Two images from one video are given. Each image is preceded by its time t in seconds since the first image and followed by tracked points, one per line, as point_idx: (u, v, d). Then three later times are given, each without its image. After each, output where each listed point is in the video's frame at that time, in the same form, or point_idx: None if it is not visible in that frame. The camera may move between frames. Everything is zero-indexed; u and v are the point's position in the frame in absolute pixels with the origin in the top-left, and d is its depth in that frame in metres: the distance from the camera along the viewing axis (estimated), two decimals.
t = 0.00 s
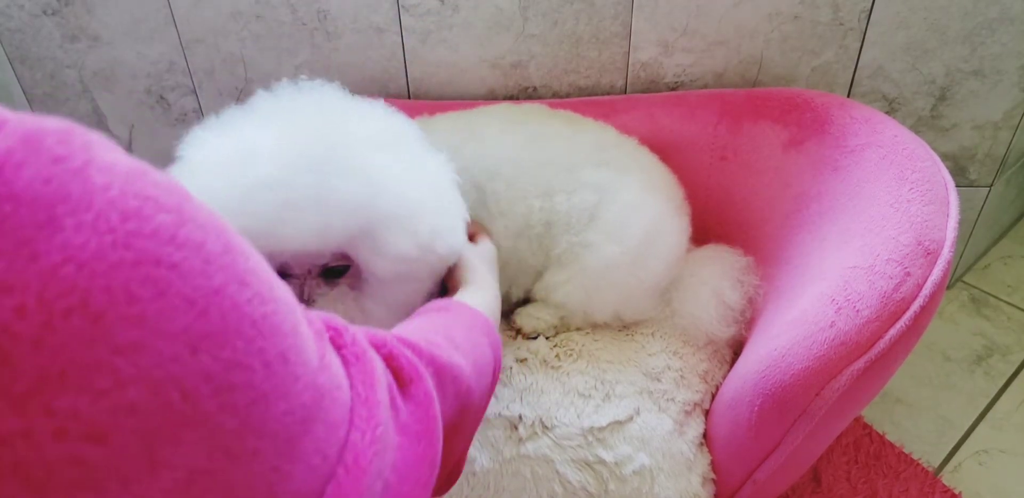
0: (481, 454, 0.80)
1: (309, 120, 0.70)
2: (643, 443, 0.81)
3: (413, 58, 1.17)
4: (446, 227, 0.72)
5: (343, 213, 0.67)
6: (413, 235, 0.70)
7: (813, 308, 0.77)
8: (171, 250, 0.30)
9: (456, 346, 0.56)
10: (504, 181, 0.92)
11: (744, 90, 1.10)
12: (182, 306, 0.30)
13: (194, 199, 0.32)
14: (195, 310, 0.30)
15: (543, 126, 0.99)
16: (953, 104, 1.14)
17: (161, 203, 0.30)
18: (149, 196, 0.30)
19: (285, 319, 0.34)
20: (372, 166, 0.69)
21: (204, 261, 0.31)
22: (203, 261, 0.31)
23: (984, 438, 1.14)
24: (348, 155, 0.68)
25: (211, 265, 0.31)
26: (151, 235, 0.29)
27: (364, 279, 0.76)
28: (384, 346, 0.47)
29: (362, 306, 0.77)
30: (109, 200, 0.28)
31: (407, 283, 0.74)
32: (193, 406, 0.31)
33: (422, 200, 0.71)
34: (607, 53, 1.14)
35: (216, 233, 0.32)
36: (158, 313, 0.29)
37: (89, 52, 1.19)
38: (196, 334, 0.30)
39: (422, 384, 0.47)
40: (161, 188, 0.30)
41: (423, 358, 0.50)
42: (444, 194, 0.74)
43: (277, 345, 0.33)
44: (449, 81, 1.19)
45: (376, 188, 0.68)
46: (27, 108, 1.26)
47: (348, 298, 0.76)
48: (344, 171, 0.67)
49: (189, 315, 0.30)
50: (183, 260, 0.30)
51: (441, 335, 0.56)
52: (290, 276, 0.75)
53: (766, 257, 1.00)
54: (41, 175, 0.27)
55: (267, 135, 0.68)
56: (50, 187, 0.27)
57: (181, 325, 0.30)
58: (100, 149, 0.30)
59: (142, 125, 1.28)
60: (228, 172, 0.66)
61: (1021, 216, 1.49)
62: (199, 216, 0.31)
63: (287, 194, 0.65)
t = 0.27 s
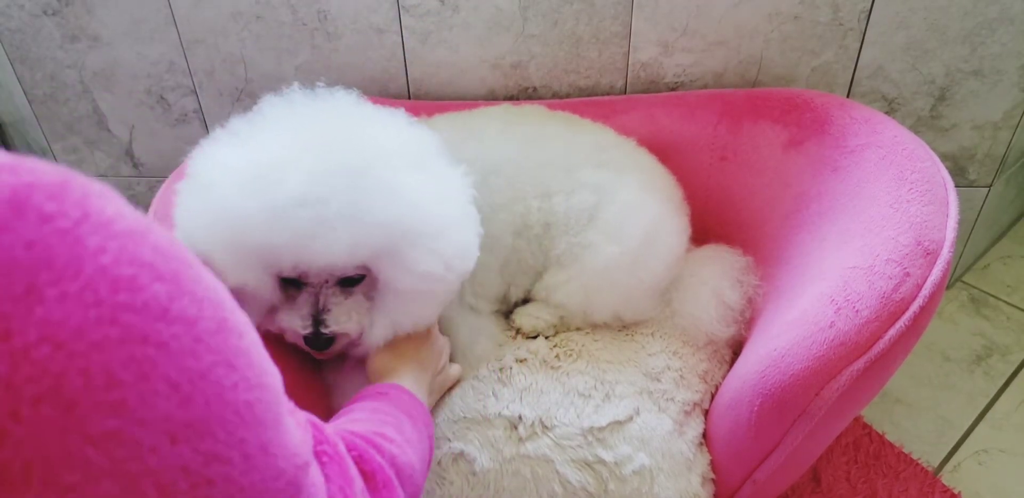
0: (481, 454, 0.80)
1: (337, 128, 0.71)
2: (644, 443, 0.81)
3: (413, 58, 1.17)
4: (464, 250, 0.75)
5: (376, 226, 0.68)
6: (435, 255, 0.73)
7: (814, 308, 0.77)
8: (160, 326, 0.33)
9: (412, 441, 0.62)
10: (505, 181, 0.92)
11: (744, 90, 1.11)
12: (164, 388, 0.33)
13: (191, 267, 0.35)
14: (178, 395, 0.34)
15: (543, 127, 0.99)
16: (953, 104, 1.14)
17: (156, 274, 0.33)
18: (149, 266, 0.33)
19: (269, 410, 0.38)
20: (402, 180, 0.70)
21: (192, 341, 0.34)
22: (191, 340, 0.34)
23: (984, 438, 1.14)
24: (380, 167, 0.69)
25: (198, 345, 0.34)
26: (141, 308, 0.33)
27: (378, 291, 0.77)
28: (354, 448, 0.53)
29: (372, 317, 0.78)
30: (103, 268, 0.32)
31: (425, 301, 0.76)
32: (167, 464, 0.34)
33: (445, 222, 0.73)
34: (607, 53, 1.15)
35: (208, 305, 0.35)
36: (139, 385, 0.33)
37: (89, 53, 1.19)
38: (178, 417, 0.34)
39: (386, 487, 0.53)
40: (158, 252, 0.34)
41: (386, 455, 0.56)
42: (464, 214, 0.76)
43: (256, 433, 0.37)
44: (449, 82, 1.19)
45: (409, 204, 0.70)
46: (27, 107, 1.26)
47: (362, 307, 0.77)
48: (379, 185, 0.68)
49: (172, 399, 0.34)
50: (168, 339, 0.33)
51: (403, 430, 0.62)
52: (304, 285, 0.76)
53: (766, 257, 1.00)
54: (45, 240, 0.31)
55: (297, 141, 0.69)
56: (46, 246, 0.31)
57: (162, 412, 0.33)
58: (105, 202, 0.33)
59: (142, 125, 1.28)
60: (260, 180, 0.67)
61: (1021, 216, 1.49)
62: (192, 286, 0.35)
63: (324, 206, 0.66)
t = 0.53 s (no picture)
0: (481, 454, 0.80)
1: (344, 127, 0.71)
2: (643, 443, 0.81)
3: (413, 58, 1.17)
4: (472, 249, 0.75)
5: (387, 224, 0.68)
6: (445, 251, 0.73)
7: (814, 308, 0.77)
8: (152, 350, 0.34)
9: (403, 457, 0.60)
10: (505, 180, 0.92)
11: (744, 90, 1.11)
12: (154, 414, 0.34)
13: (183, 290, 0.36)
14: (169, 419, 0.34)
15: (543, 127, 0.99)
16: (953, 104, 1.14)
17: (148, 297, 0.34)
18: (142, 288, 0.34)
19: (260, 435, 0.39)
20: (412, 178, 0.70)
21: (184, 366, 0.35)
22: (183, 366, 0.35)
23: (984, 438, 1.14)
24: (389, 165, 0.69)
25: (189, 370, 0.35)
26: (133, 332, 0.33)
27: (388, 288, 0.77)
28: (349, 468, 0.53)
29: (380, 315, 0.77)
30: (96, 292, 0.32)
31: (433, 299, 0.76)
32: (156, 486, 0.34)
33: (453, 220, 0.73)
34: (607, 53, 1.15)
35: (200, 329, 0.36)
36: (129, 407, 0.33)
37: (89, 53, 1.19)
38: (168, 443, 0.34)
39: None
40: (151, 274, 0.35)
41: (378, 473, 0.55)
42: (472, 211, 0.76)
43: (247, 458, 0.37)
44: (449, 81, 1.19)
45: (419, 202, 0.70)
46: (27, 107, 1.26)
47: (370, 306, 0.77)
48: (390, 183, 0.68)
49: (162, 425, 0.34)
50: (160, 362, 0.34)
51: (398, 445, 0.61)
52: (314, 281, 0.76)
53: (766, 257, 1.00)
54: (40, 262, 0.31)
55: (306, 138, 0.69)
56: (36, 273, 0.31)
57: (153, 439, 0.34)
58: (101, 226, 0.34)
59: (142, 125, 1.28)
60: (269, 179, 0.66)
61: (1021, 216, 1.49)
62: (184, 310, 0.36)
63: (335, 204, 0.66)
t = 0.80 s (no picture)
0: (480, 454, 0.80)
1: (353, 120, 0.72)
2: (643, 442, 0.81)
3: (413, 58, 1.17)
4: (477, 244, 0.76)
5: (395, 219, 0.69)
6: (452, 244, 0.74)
7: (813, 308, 0.77)
8: (118, 361, 0.33)
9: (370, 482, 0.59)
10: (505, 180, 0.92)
11: (744, 91, 1.11)
12: (120, 432, 0.33)
13: (158, 301, 0.36)
14: (134, 440, 0.34)
15: (543, 127, 0.99)
16: (953, 104, 1.14)
17: (117, 304, 0.33)
18: (109, 294, 0.33)
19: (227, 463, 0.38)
20: (421, 174, 0.71)
21: (152, 381, 0.34)
22: (152, 381, 0.34)
23: (984, 438, 1.14)
24: (398, 162, 0.70)
25: (159, 386, 0.35)
26: (98, 342, 0.32)
27: (389, 281, 0.78)
28: None
29: (384, 309, 0.78)
30: (59, 292, 0.32)
31: (437, 292, 0.77)
32: None
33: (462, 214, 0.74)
34: (607, 53, 1.15)
35: (172, 343, 0.36)
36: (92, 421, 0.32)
37: (89, 53, 1.19)
38: (133, 464, 0.33)
39: None
40: (126, 285, 0.34)
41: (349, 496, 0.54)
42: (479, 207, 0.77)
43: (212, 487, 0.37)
44: (449, 81, 1.19)
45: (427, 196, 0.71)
46: (27, 107, 1.27)
47: (370, 299, 0.78)
48: (400, 179, 0.69)
49: (127, 445, 0.33)
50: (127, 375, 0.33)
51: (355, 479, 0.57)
52: (314, 274, 0.77)
53: (766, 257, 1.00)
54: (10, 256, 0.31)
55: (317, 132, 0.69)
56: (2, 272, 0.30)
57: (117, 460, 0.33)
58: (80, 227, 0.34)
59: (142, 125, 1.28)
60: (279, 168, 0.67)
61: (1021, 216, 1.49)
62: (157, 321, 0.35)
63: (343, 198, 0.67)
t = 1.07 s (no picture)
0: (481, 454, 0.80)
1: (343, 96, 0.72)
2: (643, 443, 0.82)
3: (413, 58, 1.17)
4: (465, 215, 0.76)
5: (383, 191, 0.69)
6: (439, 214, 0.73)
7: (813, 308, 0.77)
8: (107, 354, 0.33)
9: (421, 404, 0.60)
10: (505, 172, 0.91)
11: (744, 90, 1.11)
12: (118, 426, 0.34)
13: (147, 282, 0.35)
14: (135, 432, 0.34)
15: (544, 119, 0.98)
16: (953, 104, 1.14)
17: (100, 295, 0.33)
18: (86, 286, 0.33)
19: (245, 432, 0.38)
20: (408, 147, 0.71)
21: (145, 369, 0.35)
22: (144, 369, 0.35)
23: (984, 438, 1.14)
24: (385, 137, 0.70)
25: (154, 373, 0.35)
26: (82, 337, 0.33)
27: (382, 256, 0.77)
28: (361, 419, 0.52)
29: (379, 283, 0.79)
30: (35, 289, 0.32)
31: (428, 265, 0.77)
32: None
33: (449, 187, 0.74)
34: (607, 53, 1.15)
35: (165, 326, 0.36)
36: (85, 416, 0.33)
37: (89, 53, 1.19)
38: (136, 460, 0.35)
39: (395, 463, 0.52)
40: (109, 273, 0.34)
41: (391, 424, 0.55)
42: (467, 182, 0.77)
43: (230, 461, 0.38)
44: (449, 81, 1.19)
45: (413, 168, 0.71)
46: (27, 107, 1.27)
47: (365, 273, 0.78)
48: (385, 152, 0.69)
49: (127, 437, 0.34)
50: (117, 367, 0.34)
51: (412, 394, 0.60)
52: (308, 249, 0.77)
53: (766, 257, 1.00)
54: None
55: (306, 108, 0.70)
56: None
57: (116, 455, 0.34)
58: (58, 216, 0.33)
59: (142, 125, 1.28)
60: (267, 142, 0.67)
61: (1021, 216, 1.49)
62: (146, 306, 0.35)
63: (329, 169, 0.67)
